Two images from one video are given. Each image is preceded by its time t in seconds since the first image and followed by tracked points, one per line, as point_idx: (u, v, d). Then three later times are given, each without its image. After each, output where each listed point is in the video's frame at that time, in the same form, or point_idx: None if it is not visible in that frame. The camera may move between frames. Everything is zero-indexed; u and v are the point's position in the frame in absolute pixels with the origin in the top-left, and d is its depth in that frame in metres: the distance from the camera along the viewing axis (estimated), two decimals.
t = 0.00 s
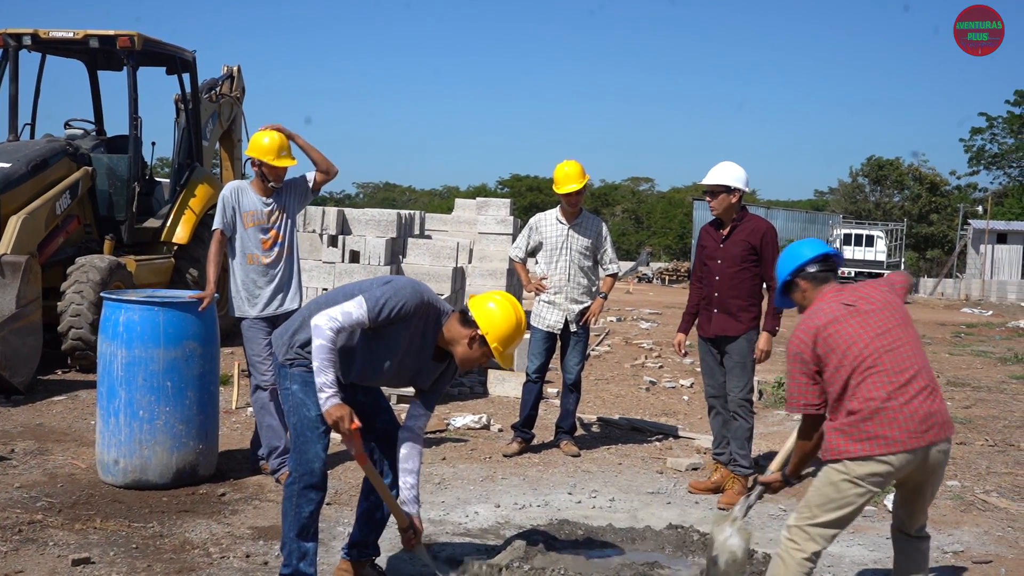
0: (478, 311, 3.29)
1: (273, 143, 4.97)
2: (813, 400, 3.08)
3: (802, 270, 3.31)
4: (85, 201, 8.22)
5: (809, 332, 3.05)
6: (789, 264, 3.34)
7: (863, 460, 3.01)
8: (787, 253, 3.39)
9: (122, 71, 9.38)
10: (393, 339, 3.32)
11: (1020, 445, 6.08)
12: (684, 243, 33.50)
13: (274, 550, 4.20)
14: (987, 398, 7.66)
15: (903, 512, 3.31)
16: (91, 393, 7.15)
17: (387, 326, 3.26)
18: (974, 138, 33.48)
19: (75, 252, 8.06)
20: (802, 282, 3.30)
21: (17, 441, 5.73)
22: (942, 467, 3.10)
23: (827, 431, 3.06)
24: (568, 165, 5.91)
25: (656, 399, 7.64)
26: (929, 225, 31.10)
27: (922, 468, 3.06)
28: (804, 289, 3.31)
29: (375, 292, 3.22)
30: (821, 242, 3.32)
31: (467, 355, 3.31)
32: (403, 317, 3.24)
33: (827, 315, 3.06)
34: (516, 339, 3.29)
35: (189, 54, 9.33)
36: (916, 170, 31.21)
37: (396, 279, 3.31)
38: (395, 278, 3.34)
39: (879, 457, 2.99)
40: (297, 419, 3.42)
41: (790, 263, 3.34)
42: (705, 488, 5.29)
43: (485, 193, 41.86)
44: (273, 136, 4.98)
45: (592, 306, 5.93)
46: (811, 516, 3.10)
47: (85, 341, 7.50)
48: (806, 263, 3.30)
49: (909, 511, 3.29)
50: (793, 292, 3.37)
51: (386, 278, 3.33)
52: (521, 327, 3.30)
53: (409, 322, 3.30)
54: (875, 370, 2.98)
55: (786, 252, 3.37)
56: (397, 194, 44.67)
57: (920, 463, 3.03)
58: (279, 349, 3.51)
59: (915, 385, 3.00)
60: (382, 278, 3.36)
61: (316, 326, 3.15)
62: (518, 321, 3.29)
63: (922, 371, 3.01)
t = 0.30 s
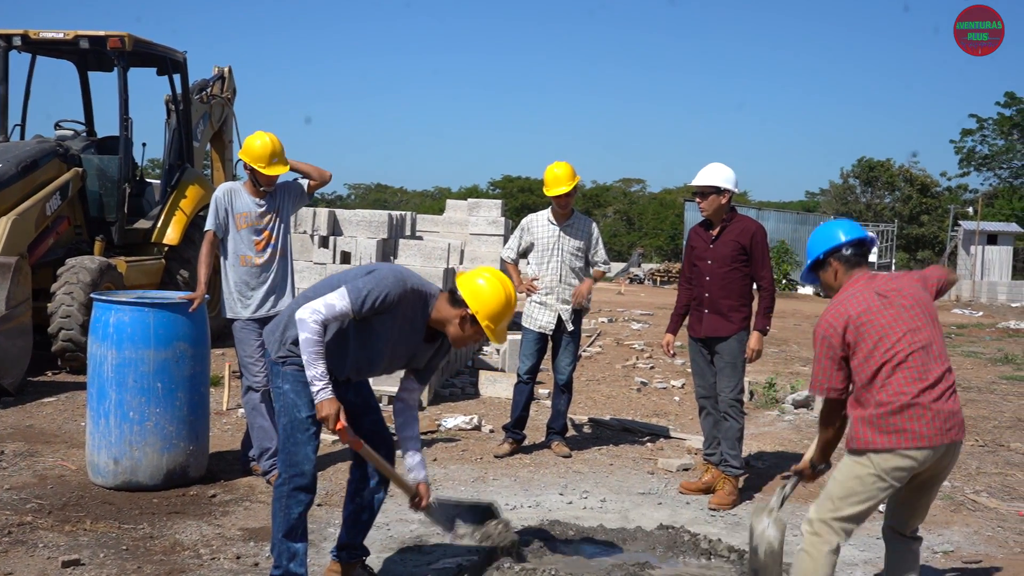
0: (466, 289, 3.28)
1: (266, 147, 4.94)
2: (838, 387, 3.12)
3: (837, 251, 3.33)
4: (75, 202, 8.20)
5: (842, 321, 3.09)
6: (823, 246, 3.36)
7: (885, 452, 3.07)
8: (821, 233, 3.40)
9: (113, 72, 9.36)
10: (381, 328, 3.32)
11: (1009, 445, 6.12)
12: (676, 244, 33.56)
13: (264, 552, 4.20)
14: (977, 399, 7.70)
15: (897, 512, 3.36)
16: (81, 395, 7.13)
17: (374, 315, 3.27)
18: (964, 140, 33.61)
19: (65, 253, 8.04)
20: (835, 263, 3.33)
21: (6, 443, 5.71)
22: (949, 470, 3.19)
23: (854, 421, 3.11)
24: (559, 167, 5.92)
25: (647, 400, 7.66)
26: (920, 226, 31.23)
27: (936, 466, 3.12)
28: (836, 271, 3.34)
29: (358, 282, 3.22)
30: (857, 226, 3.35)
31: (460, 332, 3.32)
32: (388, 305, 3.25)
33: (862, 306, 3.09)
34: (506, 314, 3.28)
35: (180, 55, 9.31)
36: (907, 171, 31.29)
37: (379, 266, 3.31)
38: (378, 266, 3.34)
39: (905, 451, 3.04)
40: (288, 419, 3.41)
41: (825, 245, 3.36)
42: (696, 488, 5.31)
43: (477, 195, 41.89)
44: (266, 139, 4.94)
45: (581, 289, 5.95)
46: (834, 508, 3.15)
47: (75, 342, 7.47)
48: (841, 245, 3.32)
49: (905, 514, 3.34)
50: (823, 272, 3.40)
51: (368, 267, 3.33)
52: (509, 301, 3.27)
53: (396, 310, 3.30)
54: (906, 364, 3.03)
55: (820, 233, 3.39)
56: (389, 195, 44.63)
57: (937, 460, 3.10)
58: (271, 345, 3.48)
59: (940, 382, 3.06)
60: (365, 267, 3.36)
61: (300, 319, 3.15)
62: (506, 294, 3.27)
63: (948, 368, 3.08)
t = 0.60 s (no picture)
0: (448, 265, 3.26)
1: (261, 149, 4.95)
2: (845, 361, 3.17)
3: (850, 223, 3.35)
4: (65, 204, 8.17)
5: (857, 298, 3.14)
6: (836, 219, 3.37)
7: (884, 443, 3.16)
8: (831, 203, 3.40)
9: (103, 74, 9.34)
10: (374, 318, 3.33)
11: (998, 444, 6.17)
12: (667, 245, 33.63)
13: (255, 553, 4.20)
14: (967, 398, 7.76)
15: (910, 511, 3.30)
16: (72, 398, 7.12)
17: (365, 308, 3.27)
18: (953, 140, 33.74)
19: (56, 255, 8.02)
20: (849, 236, 3.35)
21: None
22: (946, 456, 3.25)
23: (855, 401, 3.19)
24: (549, 169, 5.92)
25: (639, 400, 7.69)
26: (910, 226, 31.37)
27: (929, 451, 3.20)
28: (849, 242, 3.37)
29: (343, 279, 3.22)
30: (867, 195, 3.36)
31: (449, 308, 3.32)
32: (377, 297, 3.25)
33: (877, 286, 3.15)
34: (495, 286, 3.28)
35: (170, 57, 9.29)
36: (899, 171, 31.07)
37: (361, 259, 3.29)
38: (359, 258, 3.32)
39: (897, 439, 3.15)
40: (279, 421, 3.41)
41: (838, 216, 3.37)
42: (687, 489, 5.34)
43: (468, 196, 41.90)
44: (263, 142, 4.97)
45: (573, 259, 6.01)
46: (839, 501, 3.27)
47: (66, 345, 7.45)
48: (855, 217, 3.33)
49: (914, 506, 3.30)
50: (835, 243, 3.41)
51: (350, 259, 3.32)
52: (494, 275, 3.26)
53: (385, 301, 3.30)
54: (907, 350, 3.13)
55: (830, 203, 3.39)
56: (380, 196, 44.58)
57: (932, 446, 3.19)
58: (262, 347, 3.46)
59: (937, 371, 3.16)
60: (346, 260, 3.34)
61: (291, 326, 3.16)
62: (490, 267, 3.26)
63: (948, 358, 3.17)
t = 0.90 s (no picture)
0: (434, 248, 3.27)
1: (265, 152, 4.96)
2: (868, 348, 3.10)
3: (866, 222, 3.35)
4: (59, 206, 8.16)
5: (877, 293, 3.15)
6: (850, 219, 3.35)
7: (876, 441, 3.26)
8: (841, 205, 3.39)
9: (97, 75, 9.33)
10: (355, 307, 3.32)
11: (993, 444, 6.19)
12: (662, 246, 33.65)
13: (251, 555, 4.20)
14: (962, 398, 7.79)
15: (908, 508, 3.31)
16: (67, 400, 7.10)
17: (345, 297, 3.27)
18: (948, 140, 33.81)
19: (51, 257, 8.01)
20: (866, 235, 3.35)
21: None
22: (944, 459, 3.26)
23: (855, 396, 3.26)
24: (543, 171, 5.93)
25: (634, 401, 7.71)
26: (905, 226, 31.44)
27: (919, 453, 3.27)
28: (866, 241, 3.37)
29: (319, 267, 3.22)
30: (874, 191, 3.37)
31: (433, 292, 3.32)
32: (354, 284, 3.24)
33: (897, 289, 3.18)
34: (479, 270, 3.29)
35: (164, 58, 9.29)
36: (892, 172, 31.47)
37: (337, 248, 3.29)
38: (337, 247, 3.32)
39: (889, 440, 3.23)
40: (271, 424, 3.40)
41: (853, 216, 3.35)
42: (683, 489, 5.36)
43: (463, 197, 41.92)
44: (266, 145, 4.97)
45: (563, 253, 5.98)
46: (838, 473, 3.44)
47: (61, 347, 7.44)
48: (871, 217, 3.33)
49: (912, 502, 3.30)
50: (851, 243, 3.40)
51: (328, 249, 3.32)
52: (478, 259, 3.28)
53: (365, 289, 3.29)
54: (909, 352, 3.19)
55: (840, 204, 3.38)
56: (376, 198, 44.55)
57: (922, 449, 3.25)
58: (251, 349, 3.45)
59: (934, 375, 3.23)
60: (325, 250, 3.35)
61: (269, 318, 3.16)
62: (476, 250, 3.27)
63: (946, 364, 3.24)
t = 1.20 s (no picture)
0: (412, 246, 3.22)
1: (262, 155, 4.95)
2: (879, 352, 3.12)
3: (875, 232, 3.37)
4: (51, 209, 8.14)
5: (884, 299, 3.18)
6: (856, 232, 3.38)
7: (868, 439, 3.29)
8: (845, 217, 3.41)
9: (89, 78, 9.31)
10: (323, 304, 3.27)
11: (986, 444, 6.23)
12: (655, 247, 33.69)
13: (244, 558, 4.20)
14: (954, 399, 7.83)
15: (894, 507, 3.33)
16: (59, 403, 7.08)
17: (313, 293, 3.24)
18: (940, 142, 33.91)
19: (43, 260, 7.99)
20: (874, 245, 3.38)
21: None
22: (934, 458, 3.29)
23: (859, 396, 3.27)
24: (536, 173, 5.94)
25: (628, 403, 7.72)
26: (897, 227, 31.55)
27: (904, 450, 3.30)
28: (874, 253, 3.39)
29: (289, 260, 3.22)
30: (874, 199, 3.40)
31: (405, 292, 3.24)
32: (321, 280, 3.20)
33: (901, 300, 3.20)
34: (453, 271, 3.23)
35: (157, 61, 9.27)
36: (884, 173, 31.64)
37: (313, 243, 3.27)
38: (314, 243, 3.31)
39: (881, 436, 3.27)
40: (256, 431, 3.41)
41: (859, 227, 3.37)
42: (676, 490, 5.37)
43: (457, 199, 41.90)
44: (262, 148, 4.96)
45: (555, 256, 5.98)
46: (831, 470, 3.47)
47: (54, 350, 7.42)
48: (879, 227, 3.36)
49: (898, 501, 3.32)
50: (859, 254, 3.42)
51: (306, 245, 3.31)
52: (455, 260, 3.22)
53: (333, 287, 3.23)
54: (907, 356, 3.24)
55: (845, 217, 3.40)
56: (369, 200, 44.50)
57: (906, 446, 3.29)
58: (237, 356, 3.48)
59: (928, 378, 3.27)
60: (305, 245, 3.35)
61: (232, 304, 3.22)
62: (453, 252, 3.23)
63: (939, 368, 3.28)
